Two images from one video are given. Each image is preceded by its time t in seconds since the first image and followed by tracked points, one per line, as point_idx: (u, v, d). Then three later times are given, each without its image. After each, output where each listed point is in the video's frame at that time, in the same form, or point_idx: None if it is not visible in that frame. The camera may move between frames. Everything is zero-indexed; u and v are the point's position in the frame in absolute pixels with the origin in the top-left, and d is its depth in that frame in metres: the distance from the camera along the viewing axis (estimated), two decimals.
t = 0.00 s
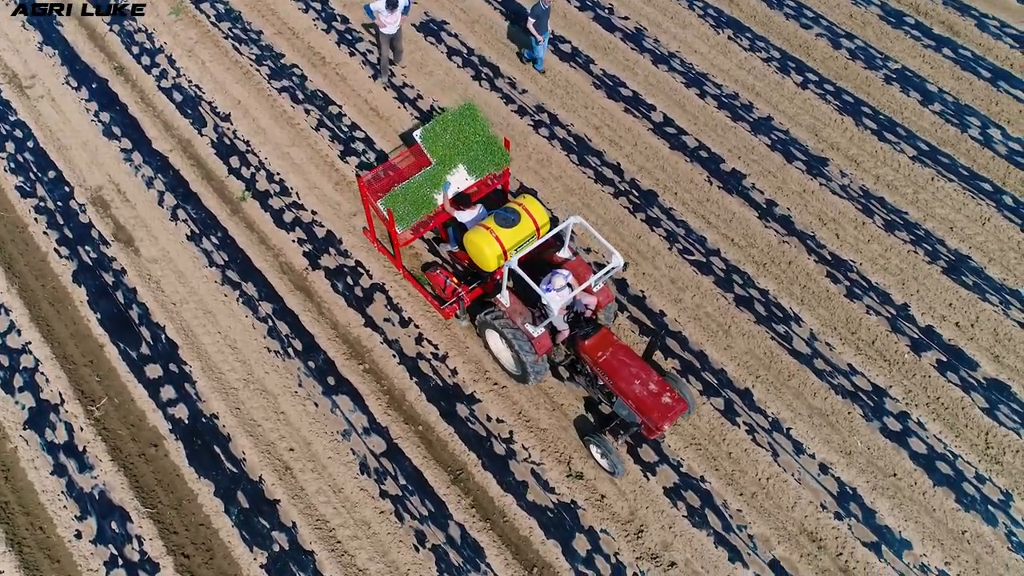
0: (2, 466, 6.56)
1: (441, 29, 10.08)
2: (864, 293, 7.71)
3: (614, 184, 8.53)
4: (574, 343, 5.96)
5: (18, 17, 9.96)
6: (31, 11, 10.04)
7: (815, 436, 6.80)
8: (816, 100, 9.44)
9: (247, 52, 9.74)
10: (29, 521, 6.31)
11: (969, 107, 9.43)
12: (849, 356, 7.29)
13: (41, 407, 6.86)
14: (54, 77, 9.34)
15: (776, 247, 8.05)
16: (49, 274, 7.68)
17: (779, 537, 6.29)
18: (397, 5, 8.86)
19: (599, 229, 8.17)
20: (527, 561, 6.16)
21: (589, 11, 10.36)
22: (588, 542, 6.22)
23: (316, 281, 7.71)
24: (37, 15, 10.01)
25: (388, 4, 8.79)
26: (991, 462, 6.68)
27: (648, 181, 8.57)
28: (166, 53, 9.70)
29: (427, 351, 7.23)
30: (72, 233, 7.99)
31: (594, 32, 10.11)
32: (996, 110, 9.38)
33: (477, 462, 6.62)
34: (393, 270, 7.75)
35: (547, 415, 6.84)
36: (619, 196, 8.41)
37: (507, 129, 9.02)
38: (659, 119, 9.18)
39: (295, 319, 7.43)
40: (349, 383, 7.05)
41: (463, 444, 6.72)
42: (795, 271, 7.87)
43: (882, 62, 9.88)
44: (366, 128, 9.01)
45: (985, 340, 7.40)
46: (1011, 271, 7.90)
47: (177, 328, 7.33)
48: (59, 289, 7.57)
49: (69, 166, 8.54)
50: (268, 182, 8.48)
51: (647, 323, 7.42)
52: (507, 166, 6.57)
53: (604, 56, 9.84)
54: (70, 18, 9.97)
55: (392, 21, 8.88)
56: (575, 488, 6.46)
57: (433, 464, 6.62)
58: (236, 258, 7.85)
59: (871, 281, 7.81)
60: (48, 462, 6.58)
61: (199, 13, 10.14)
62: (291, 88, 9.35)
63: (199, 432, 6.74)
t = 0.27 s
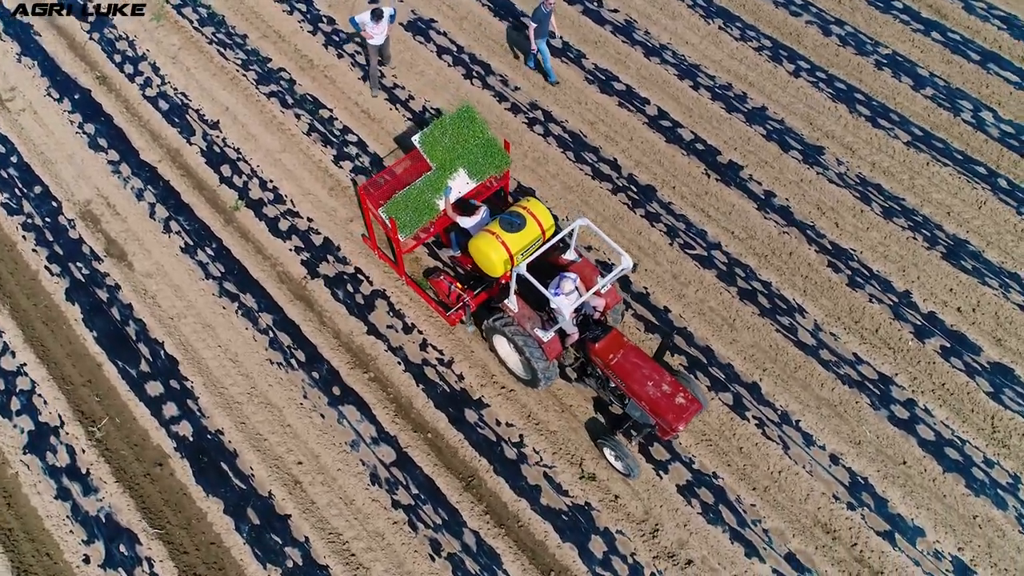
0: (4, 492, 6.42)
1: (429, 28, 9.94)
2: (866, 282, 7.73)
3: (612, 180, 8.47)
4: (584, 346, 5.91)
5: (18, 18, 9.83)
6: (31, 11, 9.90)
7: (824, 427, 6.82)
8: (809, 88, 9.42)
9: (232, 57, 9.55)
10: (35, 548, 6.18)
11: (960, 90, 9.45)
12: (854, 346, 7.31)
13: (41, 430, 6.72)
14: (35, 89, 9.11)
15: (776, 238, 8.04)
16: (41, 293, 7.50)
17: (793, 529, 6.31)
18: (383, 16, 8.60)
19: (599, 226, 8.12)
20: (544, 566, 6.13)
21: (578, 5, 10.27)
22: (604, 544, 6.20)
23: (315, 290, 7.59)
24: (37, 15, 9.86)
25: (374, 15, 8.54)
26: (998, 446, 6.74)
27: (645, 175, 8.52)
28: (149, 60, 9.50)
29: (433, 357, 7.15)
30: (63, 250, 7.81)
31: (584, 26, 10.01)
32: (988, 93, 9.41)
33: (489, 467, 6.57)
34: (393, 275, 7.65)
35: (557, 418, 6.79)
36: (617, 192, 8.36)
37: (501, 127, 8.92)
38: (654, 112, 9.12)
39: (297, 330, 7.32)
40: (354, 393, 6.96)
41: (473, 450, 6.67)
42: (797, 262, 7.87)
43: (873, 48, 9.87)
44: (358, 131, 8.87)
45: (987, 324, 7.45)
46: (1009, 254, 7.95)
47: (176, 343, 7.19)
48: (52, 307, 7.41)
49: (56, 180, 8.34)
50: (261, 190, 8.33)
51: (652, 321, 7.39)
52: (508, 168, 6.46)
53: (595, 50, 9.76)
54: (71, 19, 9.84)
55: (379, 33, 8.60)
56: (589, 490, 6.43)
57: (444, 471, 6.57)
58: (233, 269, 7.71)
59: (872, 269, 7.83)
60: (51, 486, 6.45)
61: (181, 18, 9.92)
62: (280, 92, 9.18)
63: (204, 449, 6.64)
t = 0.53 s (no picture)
0: (6, 527, 6.27)
1: (417, 34, 9.84)
2: (867, 275, 7.76)
3: (609, 182, 8.44)
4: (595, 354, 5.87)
5: (18, 17, 9.81)
6: (31, 10, 9.88)
7: (834, 422, 6.83)
8: (801, 82, 9.44)
9: (218, 70, 9.39)
10: None
11: (949, 79, 9.51)
12: (858, 339, 7.33)
13: (42, 461, 6.56)
14: (17, 110, 8.91)
15: (776, 234, 8.05)
16: (35, 320, 7.34)
17: (809, 526, 6.31)
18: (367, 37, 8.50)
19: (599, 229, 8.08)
20: None
21: (566, 6, 10.23)
22: (621, 551, 6.17)
23: (316, 305, 7.48)
24: (37, 15, 9.85)
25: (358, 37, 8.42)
26: (1005, 434, 6.79)
27: (642, 176, 8.50)
28: (133, 76, 9.31)
29: (439, 369, 7.08)
30: (54, 274, 7.64)
31: (573, 27, 9.97)
32: (976, 81, 9.47)
33: (501, 478, 6.52)
34: (395, 287, 7.56)
35: (567, 425, 6.75)
36: (615, 194, 8.33)
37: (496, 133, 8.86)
38: (647, 112, 9.11)
39: (299, 347, 7.22)
40: (361, 408, 6.87)
41: (485, 461, 6.61)
42: (798, 257, 7.88)
43: (861, 40, 9.91)
44: (351, 141, 8.76)
45: (988, 312, 7.50)
46: (1005, 241, 8.01)
47: (176, 366, 7.06)
48: (47, 334, 7.24)
49: (43, 203, 8.16)
50: (255, 205, 8.20)
51: (657, 322, 7.37)
52: (508, 176, 6.39)
53: (585, 52, 9.73)
54: (71, 19, 9.83)
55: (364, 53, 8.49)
56: (603, 496, 6.40)
57: (457, 484, 6.50)
58: (231, 287, 7.58)
59: (872, 262, 7.86)
60: (55, 518, 6.30)
61: (163, 32, 9.74)
62: (269, 105, 9.05)
63: (211, 473, 6.52)
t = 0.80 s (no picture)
0: (12, 565, 6.11)
1: (404, 42, 9.75)
2: (866, 268, 7.81)
3: (606, 185, 8.42)
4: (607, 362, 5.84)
5: (18, 17, 9.86)
6: (31, 11, 9.94)
7: (843, 417, 6.86)
8: (790, 77, 9.49)
9: (204, 86, 9.23)
10: None
11: (936, 69, 9.59)
12: (862, 333, 7.37)
13: (45, 495, 6.41)
14: None
15: (775, 231, 8.08)
16: (29, 350, 7.16)
17: (825, 522, 6.32)
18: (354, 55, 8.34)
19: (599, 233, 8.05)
20: None
21: (553, 9, 10.20)
22: (640, 557, 6.14)
23: (317, 322, 7.37)
24: (37, 15, 9.90)
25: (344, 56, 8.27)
26: (1012, 420, 6.85)
27: (639, 177, 8.49)
28: (116, 95, 9.13)
29: (446, 381, 7.01)
30: (46, 302, 7.46)
31: (561, 31, 9.95)
32: (962, 70, 9.55)
33: (515, 489, 6.47)
34: (396, 301, 7.48)
35: (579, 432, 6.71)
36: (613, 196, 8.31)
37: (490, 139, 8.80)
38: (640, 113, 9.10)
39: (303, 365, 7.11)
40: (370, 426, 6.79)
41: (498, 473, 6.55)
42: (798, 253, 7.92)
43: (847, 33, 9.97)
44: (343, 153, 8.64)
45: (987, 300, 7.57)
46: (1001, 229, 8.10)
47: (178, 391, 6.93)
48: (42, 364, 7.07)
49: (31, 229, 7.97)
50: (250, 223, 8.06)
51: (662, 325, 7.36)
52: (510, 186, 6.34)
53: (574, 54, 9.70)
54: (70, 18, 9.84)
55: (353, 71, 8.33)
56: (619, 503, 6.37)
57: (471, 498, 6.44)
58: (229, 308, 7.45)
59: (871, 254, 7.91)
60: (62, 553, 6.16)
61: (145, 49, 9.56)
62: (258, 120, 8.91)
63: (221, 499, 6.41)
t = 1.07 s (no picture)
0: None
1: (390, 51, 9.66)
2: (865, 260, 7.87)
3: (602, 188, 8.40)
4: (619, 368, 5.81)
5: (17, 17, 9.83)
6: (31, 11, 9.91)
7: (851, 409, 6.89)
8: (777, 72, 9.55)
9: (188, 104, 9.06)
10: None
11: (920, 58, 9.69)
12: (865, 325, 7.42)
13: (50, 532, 6.26)
14: None
15: (772, 227, 8.12)
16: (24, 384, 6.99)
17: (840, 516, 6.34)
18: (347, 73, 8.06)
19: (598, 236, 8.04)
20: None
21: (537, 12, 10.18)
22: (660, 561, 6.12)
23: (319, 340, 7.27)
24: (37, 15, 9.87)
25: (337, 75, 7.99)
26: (1016, 405, 6.94)
27: (634, 179, 8.49)
28: (99, 117, 8.93)
29: (454, 394, 6.94)
30: (39, 333, 7.28)
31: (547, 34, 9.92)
32: (945, 58, 9.66)
33: (530, 500, 6.42)
34: (398, 315, 7.40)
35: (590, 439, 6.68)
36: (609, 199, 8.30)
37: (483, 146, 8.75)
38: (632, 114, 9.10)
39: (308, 385, 7.00)
40: (380, 443, 6.70)
41: (512, 485, 6.50)
42: (796, 248, 7.96)
43: (830, 25, 10.04)
44: (335, 166, 8.52)
45: (984, 287, 7.67)
46: (993, 215, 8.21)
47: (182, 417, 6.79)
48: (39, 398, 6.90)
49: (19, 259, 7.77)
50: (244, 242, 7.93)
51: (667, 326, 7.35)
52: (511, 195, 6.29)
53: (562, 57, 9.68)
54: (71, 19, 9.84)
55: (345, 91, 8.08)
56: (635, 508, 6.35)
57: (486, 511, 6.39)
58: (229, 330, 7.32)
59: (869, 246, 7.98)
60: None
61: (125, 68, 9.36)
62: (246, 136, 8.76)
63: (232, 525, 6.29)
